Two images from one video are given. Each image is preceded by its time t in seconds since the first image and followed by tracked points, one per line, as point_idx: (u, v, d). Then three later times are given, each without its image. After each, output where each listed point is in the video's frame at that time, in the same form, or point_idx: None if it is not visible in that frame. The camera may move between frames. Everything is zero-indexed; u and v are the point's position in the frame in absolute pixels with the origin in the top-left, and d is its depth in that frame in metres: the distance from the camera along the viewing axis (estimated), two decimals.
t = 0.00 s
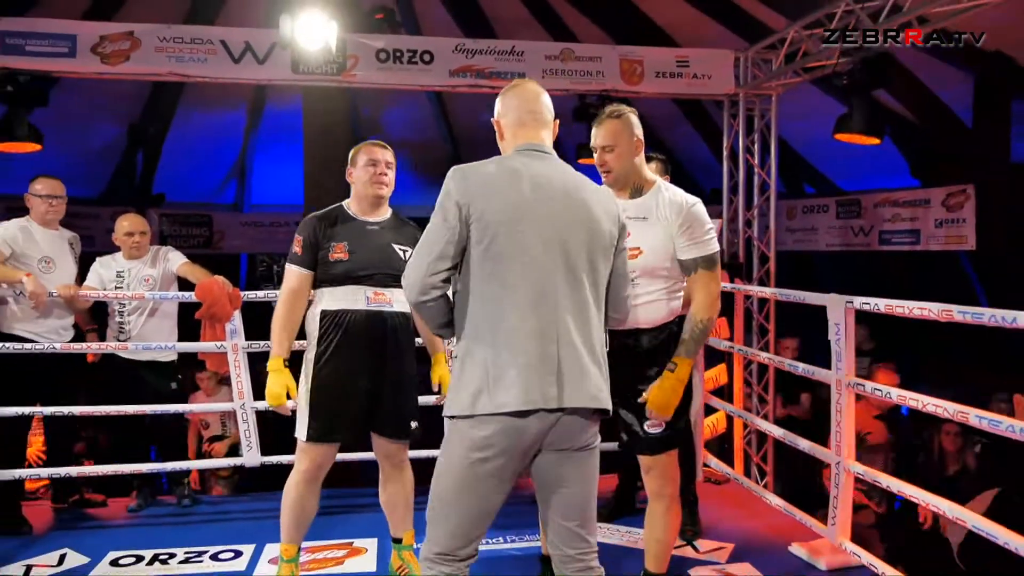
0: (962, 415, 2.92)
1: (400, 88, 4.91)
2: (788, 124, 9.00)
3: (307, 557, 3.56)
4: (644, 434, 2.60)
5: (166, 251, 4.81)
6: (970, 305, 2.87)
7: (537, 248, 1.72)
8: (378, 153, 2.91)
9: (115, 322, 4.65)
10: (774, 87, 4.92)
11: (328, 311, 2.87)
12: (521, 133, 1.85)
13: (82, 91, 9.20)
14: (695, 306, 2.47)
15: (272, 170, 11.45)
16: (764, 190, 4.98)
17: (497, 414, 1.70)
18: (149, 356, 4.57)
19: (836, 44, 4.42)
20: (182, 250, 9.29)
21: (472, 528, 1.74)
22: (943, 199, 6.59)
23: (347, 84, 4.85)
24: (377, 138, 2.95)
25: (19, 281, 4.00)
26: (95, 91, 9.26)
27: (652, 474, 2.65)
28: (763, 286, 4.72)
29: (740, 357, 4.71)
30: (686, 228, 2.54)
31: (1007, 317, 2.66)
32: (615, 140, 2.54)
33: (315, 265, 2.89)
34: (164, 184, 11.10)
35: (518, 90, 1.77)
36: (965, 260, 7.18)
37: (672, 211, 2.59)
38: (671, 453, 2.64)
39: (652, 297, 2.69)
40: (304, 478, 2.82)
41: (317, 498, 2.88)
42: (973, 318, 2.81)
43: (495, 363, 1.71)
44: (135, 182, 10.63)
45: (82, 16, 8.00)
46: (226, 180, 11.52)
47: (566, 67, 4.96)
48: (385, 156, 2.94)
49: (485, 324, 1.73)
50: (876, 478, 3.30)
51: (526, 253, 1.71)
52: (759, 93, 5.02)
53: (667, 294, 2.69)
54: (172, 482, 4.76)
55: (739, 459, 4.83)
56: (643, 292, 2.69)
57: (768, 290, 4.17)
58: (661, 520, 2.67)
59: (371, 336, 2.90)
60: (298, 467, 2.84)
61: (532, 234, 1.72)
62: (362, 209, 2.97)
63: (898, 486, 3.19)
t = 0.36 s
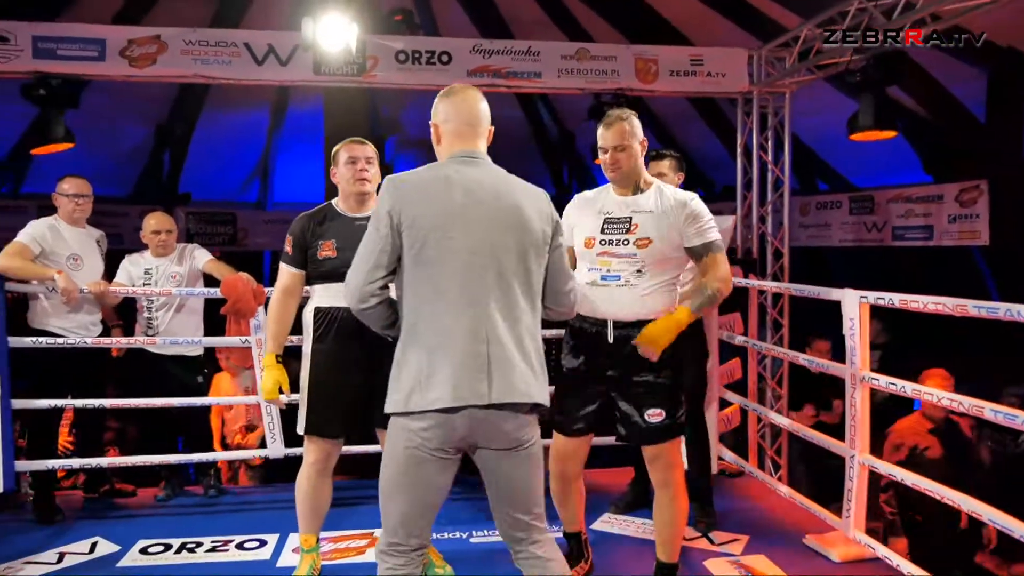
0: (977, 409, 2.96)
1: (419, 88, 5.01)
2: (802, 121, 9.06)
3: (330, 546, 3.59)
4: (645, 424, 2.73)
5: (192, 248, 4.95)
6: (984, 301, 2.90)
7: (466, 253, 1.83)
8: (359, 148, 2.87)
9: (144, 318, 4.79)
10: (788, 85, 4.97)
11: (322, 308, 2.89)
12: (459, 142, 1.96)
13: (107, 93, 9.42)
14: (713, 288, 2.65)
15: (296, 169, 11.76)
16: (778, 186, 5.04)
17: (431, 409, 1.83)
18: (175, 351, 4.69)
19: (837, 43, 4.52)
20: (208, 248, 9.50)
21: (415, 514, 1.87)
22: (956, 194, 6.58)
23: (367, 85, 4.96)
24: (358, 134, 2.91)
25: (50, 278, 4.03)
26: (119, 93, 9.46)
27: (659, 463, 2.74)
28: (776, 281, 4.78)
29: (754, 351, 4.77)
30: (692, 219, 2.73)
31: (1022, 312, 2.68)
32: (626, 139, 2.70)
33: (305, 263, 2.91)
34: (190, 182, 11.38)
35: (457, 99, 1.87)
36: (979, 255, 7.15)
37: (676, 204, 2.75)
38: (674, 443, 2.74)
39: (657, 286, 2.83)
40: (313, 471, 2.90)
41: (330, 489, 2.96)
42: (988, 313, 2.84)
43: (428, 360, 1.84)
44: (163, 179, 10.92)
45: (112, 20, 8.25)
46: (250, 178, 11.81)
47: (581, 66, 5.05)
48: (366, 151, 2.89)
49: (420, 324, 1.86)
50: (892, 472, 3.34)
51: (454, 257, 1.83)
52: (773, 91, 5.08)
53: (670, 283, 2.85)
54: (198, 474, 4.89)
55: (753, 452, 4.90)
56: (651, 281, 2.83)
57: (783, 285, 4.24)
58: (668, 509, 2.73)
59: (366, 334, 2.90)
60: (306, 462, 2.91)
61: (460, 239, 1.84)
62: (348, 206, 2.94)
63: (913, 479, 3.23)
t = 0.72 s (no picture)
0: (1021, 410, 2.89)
1: (450, 89, 5.04)
2: (835, 117, 8.96)
3: (364, 545, 3.62)
4: (657, 418, 2.81)
5: (226, 250, 5.01)
6: None
7: (462, 250, 2.04)
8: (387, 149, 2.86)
9: (180, 319, 4.86)
10: (822, 81, 4.90)
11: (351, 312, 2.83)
12: (430, 144, 2.17)
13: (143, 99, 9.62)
14: (709, 257, 2.56)
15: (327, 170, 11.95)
16: (812, 183, 4.97)
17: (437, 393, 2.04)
18: (213, 351, 4.75)
19: (838, 43, 4.63)
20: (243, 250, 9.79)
21: (445, 500, 2.07)
22: (997, 190, 6.48)
23: (397, 86, 4.99)
24: (382, 137, 2.91)
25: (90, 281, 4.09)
26: (154, 99, 9.65)
27: (669, 456, 2.84)
28: (811, 280, 4.72)
29: (788, 351, 4.72)
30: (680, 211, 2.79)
31: None
32: (624, 145, 2.78)
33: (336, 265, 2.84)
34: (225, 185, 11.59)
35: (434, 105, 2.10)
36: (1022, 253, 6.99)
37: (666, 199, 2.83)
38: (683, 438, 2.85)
39: (662, 279, 2.86)
40: (348, 471, 2.91)
41: (364, 488, 2.98)
42: None
43: (428, 347, 2.03)
44: (198, 181, 11.14)
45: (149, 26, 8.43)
46: (283, 179, 11.97)
47: (611, 65, 5.04)
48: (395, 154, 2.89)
49: (418, 314, 2.04)
50: (935, 475, 3.27)
51: (451, 251, 2.03)
52: (806, 87, 5.02)
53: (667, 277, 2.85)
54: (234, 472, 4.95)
55: (788, 453, 4.84)
56: (653, 274, 2.83)
57: (818, 284, 4.17)
58: (682, 506, 2.86)
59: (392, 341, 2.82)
60: (341, 461, 2.92)
61: (454, 235, 2.03)
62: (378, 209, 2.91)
63: (957, 482, 3.16)
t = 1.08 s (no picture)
0: None
1: (476, 91, 5.05)
2: (863, 117, 8.86)
3: (391, 545, 3.63)
4: (672, 414, 2.80)
5: (256, 252, 5.06)
6: None
7: (500, 247, 2.23)
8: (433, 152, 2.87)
9: (211, 320, 4.92)
10: (852, 80, 4.85)
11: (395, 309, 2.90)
12: (449, 158, 2.30)
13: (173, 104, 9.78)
14: (691, 223, 2.59)
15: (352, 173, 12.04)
16: (841, 184, 4.92)
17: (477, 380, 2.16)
18: (242, 352, 4.80)
19: (838, 43, 4.74)
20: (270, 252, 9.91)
21: (462, 481, 2.18)
22: None
23: (424, 89, 5.02)
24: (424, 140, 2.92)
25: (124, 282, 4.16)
26: (183, 103, 9.80)
27: (678, 453, 2.82)
28: (841, 281, 4.66)
29: (817, 353, 4.67)
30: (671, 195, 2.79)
31: None
32: (614, 155, 2.75)
33: (385, 262, 2.90)
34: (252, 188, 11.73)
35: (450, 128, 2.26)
36: None
37: (659, 193, 2.83)
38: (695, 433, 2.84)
39: (671, 276, 2.85)
40: (383, 471, 2.94)
41: (397, 489, 3.00)
42: None
43: (473, 335, 2.16)
44: (226, 184, 11.29)
45: (179, 31, 8.56)
46: (309, 182, 12.08)
47: (638, 66, 5.03)
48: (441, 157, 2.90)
49: (461, 305, 2.17)
50: (970, 481, 3.21)
51: (491, 248, 2.20)
52: (835, 87, 4.97)
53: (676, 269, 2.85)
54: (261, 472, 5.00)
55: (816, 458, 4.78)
56: (661, 270, 2.82)
57: (848, 286, 4.10)
58: (683, 504, 2.84)
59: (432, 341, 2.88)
60: (377, 462, 2.94)
61: (495, 232, 2.22)
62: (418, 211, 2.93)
63: (994, 488, 3.09)
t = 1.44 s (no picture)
0: None
1: (483, 93, 5.06)
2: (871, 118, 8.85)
3: (398, 548, 3.63)
4: (668, 413, 2.78)
5: (263, 255, 5.07)
6: None
7: (494, 251, 2.19)
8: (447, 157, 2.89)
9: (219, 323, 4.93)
10: (859, 82, 4.84)
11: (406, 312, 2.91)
12: (464, 156, 2.31)
13: (181, 107, 9.82)
14: (695, 243, 2.58)
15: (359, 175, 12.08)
16: (849, 185, 4.91)
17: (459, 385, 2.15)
18: (250, 355, 4.81)
19: (838, 43, 4.76)
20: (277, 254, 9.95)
21: (463, 486, 2.17)
22: None
23: (431, 91, 5.04)
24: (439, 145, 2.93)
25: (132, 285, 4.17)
26: (191, 106, 9.84)
27: (678, 451, 2.80)
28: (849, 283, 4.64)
29: (825, 355, 4.65)
30: (672, 196, 2.76)
31: None
32: (600, 152, 2.74)
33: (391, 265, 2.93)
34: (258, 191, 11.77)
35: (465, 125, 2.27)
36: None
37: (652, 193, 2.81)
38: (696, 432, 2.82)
39: (664, 277, 2.81)
40: (393, 474, 2.94)
41: (406, 492, 3.00)
42: None
43: (454, 340, 2.16)
44: (233, 187, 11.33)
45: (188, 35, 8.61)
46: (315, 185, 12.11)
47: (644, 68, 5.04)
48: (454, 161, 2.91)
49: (444, 307, 2.18)
50: (980, 483, 3.19)
51: (481, 251, 2.17)
52: (843, 88, 4.95)
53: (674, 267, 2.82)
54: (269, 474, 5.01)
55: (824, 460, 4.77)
56: (653, 269, 2.81)
57: (856, 288, 4.08)
58: (687, 503, 2.82)
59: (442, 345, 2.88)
60: (386, 464, 2.95)
61: (487, 236, 2.18)
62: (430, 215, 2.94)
63: (1004, 491, 3.07)
